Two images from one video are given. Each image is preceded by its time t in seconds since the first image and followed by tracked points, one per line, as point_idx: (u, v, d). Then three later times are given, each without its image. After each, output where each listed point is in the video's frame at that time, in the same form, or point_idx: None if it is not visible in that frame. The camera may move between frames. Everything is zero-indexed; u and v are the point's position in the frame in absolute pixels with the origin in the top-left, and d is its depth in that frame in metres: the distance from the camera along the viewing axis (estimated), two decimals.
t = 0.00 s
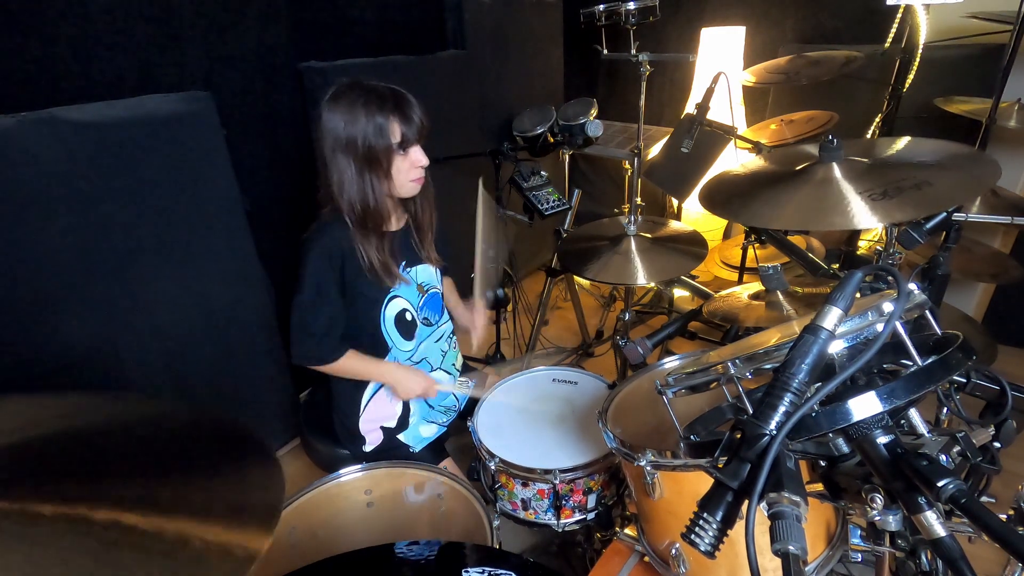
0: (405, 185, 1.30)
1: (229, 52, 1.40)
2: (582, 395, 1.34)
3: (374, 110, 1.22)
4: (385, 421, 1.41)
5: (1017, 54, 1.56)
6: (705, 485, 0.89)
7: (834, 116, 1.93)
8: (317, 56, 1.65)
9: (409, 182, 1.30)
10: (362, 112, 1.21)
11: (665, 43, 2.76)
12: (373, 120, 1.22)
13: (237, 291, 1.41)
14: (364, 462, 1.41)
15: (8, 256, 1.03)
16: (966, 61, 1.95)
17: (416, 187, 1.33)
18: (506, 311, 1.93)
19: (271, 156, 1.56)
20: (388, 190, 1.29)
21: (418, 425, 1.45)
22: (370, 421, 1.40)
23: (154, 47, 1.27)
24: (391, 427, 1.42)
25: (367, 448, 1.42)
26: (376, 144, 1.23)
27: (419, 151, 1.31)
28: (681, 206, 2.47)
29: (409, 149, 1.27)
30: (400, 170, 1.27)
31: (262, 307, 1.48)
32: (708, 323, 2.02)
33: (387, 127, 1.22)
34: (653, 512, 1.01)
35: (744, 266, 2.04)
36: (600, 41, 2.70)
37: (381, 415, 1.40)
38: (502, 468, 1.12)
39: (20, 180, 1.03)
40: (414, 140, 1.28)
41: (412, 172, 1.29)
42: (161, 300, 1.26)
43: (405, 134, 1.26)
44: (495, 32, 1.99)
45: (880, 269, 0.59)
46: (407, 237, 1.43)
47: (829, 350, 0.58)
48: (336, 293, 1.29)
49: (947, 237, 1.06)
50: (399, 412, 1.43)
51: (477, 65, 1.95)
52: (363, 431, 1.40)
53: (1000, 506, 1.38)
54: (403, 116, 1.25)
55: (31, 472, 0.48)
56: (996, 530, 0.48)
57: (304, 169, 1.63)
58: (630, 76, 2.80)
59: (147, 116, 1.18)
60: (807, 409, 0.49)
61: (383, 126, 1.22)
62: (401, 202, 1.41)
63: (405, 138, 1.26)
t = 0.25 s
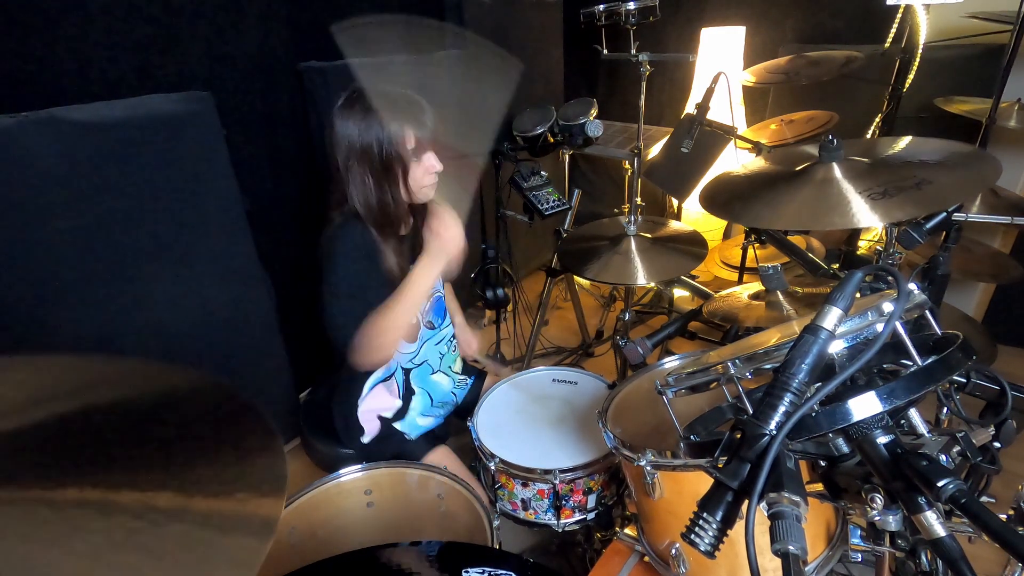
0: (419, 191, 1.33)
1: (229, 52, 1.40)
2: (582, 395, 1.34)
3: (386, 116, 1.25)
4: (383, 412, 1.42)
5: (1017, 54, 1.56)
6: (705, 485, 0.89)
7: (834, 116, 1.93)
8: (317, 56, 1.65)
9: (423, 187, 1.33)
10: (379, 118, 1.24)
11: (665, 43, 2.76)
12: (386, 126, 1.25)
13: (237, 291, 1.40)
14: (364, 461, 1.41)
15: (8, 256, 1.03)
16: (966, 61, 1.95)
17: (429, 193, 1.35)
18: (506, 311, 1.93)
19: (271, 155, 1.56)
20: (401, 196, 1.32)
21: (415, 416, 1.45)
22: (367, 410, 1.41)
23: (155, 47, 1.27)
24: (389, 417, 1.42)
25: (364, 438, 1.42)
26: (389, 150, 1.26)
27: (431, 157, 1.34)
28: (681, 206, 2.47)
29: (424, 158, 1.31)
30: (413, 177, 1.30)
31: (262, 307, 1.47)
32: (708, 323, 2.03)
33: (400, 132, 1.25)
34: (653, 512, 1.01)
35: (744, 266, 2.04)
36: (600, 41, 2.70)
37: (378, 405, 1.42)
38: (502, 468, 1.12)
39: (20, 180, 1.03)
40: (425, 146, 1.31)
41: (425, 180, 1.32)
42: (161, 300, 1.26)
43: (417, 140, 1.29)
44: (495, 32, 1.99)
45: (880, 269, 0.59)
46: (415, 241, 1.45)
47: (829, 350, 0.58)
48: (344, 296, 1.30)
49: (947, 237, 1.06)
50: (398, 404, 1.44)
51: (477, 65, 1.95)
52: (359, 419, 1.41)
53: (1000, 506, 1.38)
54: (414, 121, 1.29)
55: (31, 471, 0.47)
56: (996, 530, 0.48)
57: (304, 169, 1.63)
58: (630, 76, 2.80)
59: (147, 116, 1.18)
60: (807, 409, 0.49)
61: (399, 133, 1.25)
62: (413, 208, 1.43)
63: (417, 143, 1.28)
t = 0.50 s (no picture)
0: (409, 183, 1.31)
1: (229, 52, 1.40)
2: (582, 395, 1.34)
3: (372, 105, 1.24)
4: (396, 418, 1.42)
5: (1016, 54, 1.56)
6: (705, 485, 0.90)
7: (834, 116, 1.93)
8: (317, 56, 1.65)
9: (413, 179, 1.30)
10: (364, 106, 1.24)
11: (665, 43, 2.76)
12: (372, 115, 1.23)
13: (237, 291, 1.40)
14: (365, 462, 1.41)
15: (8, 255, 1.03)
16: (966, 61, 1.95)
17: (422, 185, 1.33)
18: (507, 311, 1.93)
19: (271, 155, 1.56)
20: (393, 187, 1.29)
21: (420, 426, 1.47)
22: (381, 416, 1.40)
23: (154, 47, 1.27)
24: (400, 426, 1.43)
25: (372, 443, 1.42)
26: (376, 140, 1.24)
27: (423, 146, 1.31)
28: (681, 206, 2.47)
29: (413, 146, 1.28)
30: (403, 166, 1.28)
31: (262, 307, 1.47)
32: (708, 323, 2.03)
33: (385, 121, 1.24)
34: (653, 512, 1.01)
35: (744, 266, 2.04)
36: (600, 41, 2.70)
37: (392, 411, 1.41)
38: (502, 468, 1.12)
39: (21, 180, 1.03)
40: (416, 136, 1.28)
41: (416, 169, 1.29)
42: (161, 300, 1.26)
43: (404, 129, 1.26)
44: (495, 32, 1.99)
45: (880, 269, 0.59)
46: (415, 240, 1.44)
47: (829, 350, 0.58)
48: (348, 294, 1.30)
49: (947, 237, 1.05)
50: (409, 412, 1.44)
51: (477, 65, 1.95)
52: (372, 425, 1.40)
53: (1000, 506, 1.38)
54: (403, 111, 1.26)
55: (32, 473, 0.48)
56: (996, 530, 0.48)
57: (303, 169, 1.63)
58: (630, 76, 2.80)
59: (147, 116, 1.18)
60: (807, 409, 0.49)
61: (384, 120, 1.24)
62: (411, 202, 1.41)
63: (404, 133, 1.26)
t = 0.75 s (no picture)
0: (397, 192, 1.29)
1: (229, 52, 1.40)
2: (582, 395, 1.34)
3: (363, 111, 1.22)
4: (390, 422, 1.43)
5: (1017, 54, 1.56)
6: (704, 485, 0.90)
7: (834, 116, 1.93)
8: (317, 56, 1.65)
9: (401, 188, 1.29)
10: (354, 111, 1.22)
11: (665, 43, 2.76)
12: (363, 121, 1.22)
13: (237, 291, 1.41)
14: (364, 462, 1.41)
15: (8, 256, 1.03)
16: (966, 61, 1.95)
17: (410, 194, 1.31)
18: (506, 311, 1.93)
19: (271, 155, 1.56)
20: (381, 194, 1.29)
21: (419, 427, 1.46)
22: (376, 419, 1.41)
23: (154, 47, 1.27)
24: (395, 429, 1.43)
25: (370, 446, 1.42)
26: (365, 147, 1.23)
27: (413, 156, 1.29)
28: (681, 206, 2.47)
29: (403, 155, 1.27)
30: (391, 175, 1.27)
31: (262, 307, 1.48)
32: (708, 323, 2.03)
33: (375, 129, 1.22)
34: (653, 512, 1.01)
35: (745, 266, 2.04)
36: (600, 42, 2.70)
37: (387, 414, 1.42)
38: (502, 468, 1.12)
39: (22, 180, 1.03)
40: (406, 146, 1.26)
41: (404, 179, 1.28)
42: (161, 300, 1.26)
43: (394, 138, 1.24)
44: (495, 33, 1.99)
45: (879, 269, 0.59)
46: (409, 242, 1.44)
47: (829, 350, 0.58)
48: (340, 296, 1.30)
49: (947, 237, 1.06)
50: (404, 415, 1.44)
51: (477, 66, 1.95)
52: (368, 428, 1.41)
53: (1000, 506, 1.38)
54: (394, 120, 1.24)
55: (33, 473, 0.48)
56: (997, 530, 0.48)
57: (303, 169, 1.63)
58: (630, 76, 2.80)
59: (147, 116, 1.18)
60: (807, 409, 0.49)
61: (373, 127, 1.22)
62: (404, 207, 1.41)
63: (393, 142, 1.24)
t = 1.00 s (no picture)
0: (396, 195, 1.29)
1: (229, 52, 1.40)
2: (582, 395, 1.34)
3: (365, 112, 1.21)
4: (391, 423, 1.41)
5: (1017, 54, 1.56)
6: (704, 485, 0.90)
7: (834, 116, 1.93)
8: (317, 56, 1.65)
9: (401, 191, 1.28)
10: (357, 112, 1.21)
11: (665, 43, 2.76)
12: (365, 122, 1.21)
13: (237, 291, 1.40)
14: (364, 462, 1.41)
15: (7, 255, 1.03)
16: (966, 61, 1.95)
17: (409, 197, 1.31)
18: (506, 311, 1.93)
19: (271, 155, 1.56)
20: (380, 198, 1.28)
21: (421, 427, 1.45)
22: (376, 421, 1.40)
23: (155, 47, 1.27)
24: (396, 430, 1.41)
25: (370, 448, 1.42)
26: (366, 148, 1.22)
27: (414, 160, 1.28)
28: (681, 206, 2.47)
29: (404, 160, 1.26)
30: (391, 178, 1.26)
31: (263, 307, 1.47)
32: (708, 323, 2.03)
33: (377, 131, 1.21)
34: (653, 512, 1.01)
35: (744, 266, 2.04)
36: (601, 42, 2.70)
37: (387, 416, 1.40)
38: (501, 468, 1.12)
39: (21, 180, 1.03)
40: (407, 149, 1.25)
41: (405, 183, 1.27)
42: (161, 300, 1.26)
43: (396, 141, 1.23)
44: (495, 33, 2.00)
45: (880, 269, 0.59)
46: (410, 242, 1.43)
47: (829, 350, 0.58)
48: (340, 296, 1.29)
49: (947, 237, 1.06)
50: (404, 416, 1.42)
51: (477, 66, 1.95)
52: (369, 430, 1.40)
53: (1000, 506, 1.38)
54: (396, 122, 1.23)
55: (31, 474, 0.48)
56: (996, 530, 0.48)
57: (304, 169, 1.63)
58: (630, 76, 2.80)
59: (147, 116, 1.18)
60: (807, 409, 0.49)
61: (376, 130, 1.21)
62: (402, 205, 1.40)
63: (395, 146, 1.23)
